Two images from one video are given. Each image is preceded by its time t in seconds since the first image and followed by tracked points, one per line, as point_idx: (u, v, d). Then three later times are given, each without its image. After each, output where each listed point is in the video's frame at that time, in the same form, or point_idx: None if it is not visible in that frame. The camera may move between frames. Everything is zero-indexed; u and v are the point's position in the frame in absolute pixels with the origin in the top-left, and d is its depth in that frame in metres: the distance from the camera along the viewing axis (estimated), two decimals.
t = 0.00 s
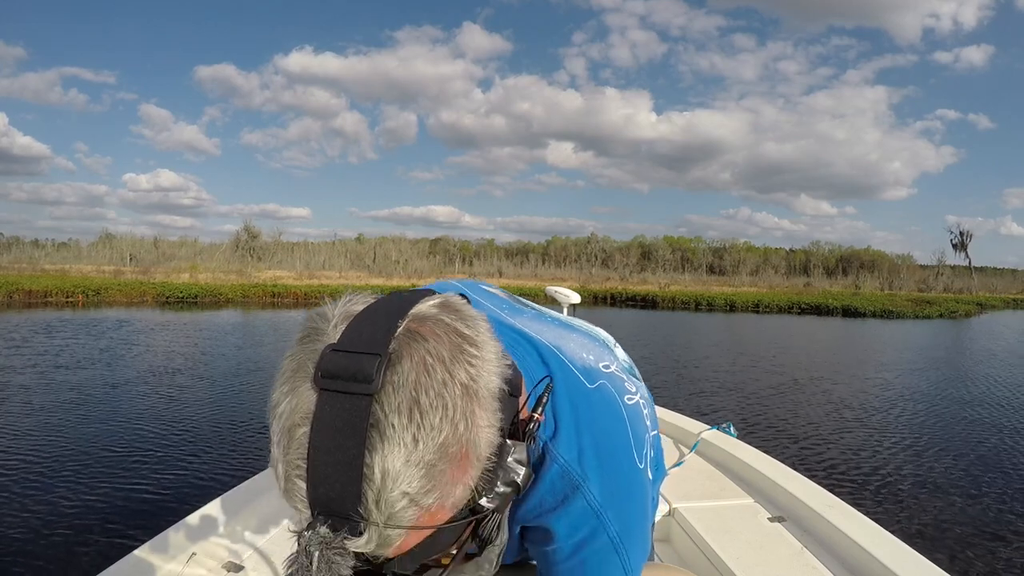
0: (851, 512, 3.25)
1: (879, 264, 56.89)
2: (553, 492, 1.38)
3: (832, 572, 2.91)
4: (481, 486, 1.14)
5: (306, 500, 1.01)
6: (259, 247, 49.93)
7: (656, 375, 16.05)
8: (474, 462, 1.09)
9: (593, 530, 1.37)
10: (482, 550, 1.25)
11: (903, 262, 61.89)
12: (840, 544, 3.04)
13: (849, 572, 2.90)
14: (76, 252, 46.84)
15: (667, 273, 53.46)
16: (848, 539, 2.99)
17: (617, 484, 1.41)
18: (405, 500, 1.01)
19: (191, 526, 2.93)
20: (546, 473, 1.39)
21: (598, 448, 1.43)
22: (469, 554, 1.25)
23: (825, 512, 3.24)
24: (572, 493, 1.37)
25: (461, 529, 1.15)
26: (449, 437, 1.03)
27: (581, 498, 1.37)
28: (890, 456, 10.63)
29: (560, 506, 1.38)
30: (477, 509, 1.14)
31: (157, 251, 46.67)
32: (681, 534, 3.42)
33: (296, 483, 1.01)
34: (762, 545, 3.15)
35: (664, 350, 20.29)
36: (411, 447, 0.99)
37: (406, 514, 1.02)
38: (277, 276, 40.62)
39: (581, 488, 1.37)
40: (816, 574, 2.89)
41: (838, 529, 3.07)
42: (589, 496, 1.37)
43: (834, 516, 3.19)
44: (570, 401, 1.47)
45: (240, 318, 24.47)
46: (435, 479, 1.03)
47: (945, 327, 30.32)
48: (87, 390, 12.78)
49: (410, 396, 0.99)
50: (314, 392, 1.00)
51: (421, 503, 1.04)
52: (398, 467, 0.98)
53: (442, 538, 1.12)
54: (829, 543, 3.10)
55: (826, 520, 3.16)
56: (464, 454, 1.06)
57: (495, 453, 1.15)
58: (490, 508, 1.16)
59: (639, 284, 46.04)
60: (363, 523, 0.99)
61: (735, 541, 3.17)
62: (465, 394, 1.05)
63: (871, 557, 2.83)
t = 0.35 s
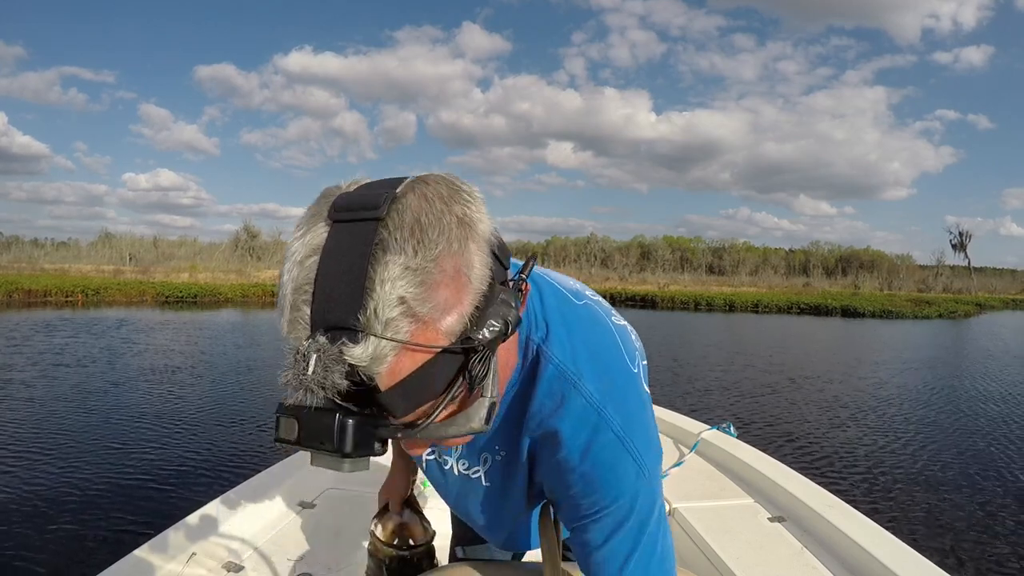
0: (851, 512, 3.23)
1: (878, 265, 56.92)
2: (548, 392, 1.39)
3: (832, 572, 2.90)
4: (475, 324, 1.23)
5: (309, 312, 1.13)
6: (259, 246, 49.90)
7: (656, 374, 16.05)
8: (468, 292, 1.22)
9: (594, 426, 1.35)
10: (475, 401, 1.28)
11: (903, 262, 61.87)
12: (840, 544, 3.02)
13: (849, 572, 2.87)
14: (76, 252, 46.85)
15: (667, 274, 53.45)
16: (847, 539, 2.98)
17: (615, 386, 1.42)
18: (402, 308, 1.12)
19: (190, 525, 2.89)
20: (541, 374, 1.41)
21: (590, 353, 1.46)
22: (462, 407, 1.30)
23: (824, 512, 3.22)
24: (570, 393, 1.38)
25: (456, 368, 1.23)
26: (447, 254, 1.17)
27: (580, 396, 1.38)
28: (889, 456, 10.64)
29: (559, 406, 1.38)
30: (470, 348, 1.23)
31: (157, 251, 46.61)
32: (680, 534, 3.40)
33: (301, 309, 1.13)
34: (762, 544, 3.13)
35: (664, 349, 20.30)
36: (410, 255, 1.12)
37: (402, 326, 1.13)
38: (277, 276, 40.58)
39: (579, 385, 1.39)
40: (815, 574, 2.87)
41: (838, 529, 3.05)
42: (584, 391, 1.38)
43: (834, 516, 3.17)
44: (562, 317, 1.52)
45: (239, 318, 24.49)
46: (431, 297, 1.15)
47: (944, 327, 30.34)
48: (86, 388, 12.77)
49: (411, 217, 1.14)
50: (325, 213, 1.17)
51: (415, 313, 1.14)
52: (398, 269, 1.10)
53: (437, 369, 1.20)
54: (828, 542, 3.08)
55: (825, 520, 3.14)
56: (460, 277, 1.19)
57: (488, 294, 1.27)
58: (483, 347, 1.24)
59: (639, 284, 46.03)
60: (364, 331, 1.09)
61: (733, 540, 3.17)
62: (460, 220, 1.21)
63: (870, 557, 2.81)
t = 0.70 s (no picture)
0: (851, 512, 3.25)
1: (878, 265, 56.92)
2: (555, 298, 1.50)
3: (831, 572, 2.91)
4: (490, 186, 1.33)
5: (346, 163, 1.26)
6: (258, 246, 49.89)
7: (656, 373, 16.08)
8: (484, 159, 1.33)
9: (601, 324, 1.42)
10: (490, 257, 1.37)
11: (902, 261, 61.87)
12: (840, 544, 3.03)
13: (849, 571, 2.88)
14: (75, 251, 46.83)
15: (666, 273, 53.43)
16: (848, 539, 2.99)
17: (617, 296, 1.51)
18: (427, 154, 1.24)
19: (189, 525, 2.90)
20: (546, 282, 1.53)
21: (591, 269, 1.57)
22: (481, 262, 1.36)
23: (824, 512, 3.24)
24: (573, 295, 1.49)
25: (473, 221, 1.30)
26: (465, 125, 1.32)
27: (582, 298, 1.47)
28: (888, 455, 10.66)
29: (565, 310, 1.48)
30: (487, 204, 1.30)
31: (156, 250, 46.56)
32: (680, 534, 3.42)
33: (337, 169, 1.27)
34: (763, 544, 3.15)
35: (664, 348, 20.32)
36: (433, 118, 1.27)
37: (426, 171, 1.24)
38: (276, 276, 40.56)
39: (581, 290, 1.49)
40: (814, 574, 2.90)
41: (838, 529, 3.07)
42: (588, 295, 1.48)
43: (834, 516, 3.19)
44: (562, 243, 1.64)
45: (239, 317, 24.48)
46: (453, 151, 1.27)
47: (943, 327, 30.35)
48: (85, 386, 12.78)
49: (436, 93, 1.31)
50: (358, 101, 1.36)
51: (438, 163, 1.25)
52: (423, 123, 1.26)
53: (458, 215, 1.27)
54: (829, 542, 3.09)
55: (825, 520, 3.16)
56: (475, 143, 1.32)
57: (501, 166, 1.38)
58: (497, 204, 1.32)
59: (638, 284, 46.02)
60: (395, 170, 1.21)
61: (734, 540, 3.19)
62: (476, 105, 1.36)
63: (870, 557, 2.83)
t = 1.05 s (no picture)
0: (851, 512, 3.25)
1: (878, 265, 56.90)
2: (540, 234, 1.60)
3: (831, 572, 2.92)
4: (470, 147, 1.41)
5: (340, 133, 1.34)
6: (257, 246, 49.88)
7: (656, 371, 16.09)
8: (464, 123, 1.40)
9: (587, 251, 1.53)
10: (472, 209, 1.44)
11: (902, 261, 61.83)
12: (840, 544, 3.04)
13: (850, 571, 2.89)
14: (75, 251, 46.81)
15: (665, 273, 53.41)
16: (848, 540, 2.99)
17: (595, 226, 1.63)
18: (412, 122, 1.32)
19: (189, 526, 2.90)
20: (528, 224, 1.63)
21: (569, 209, 1.69)
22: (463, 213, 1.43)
23: (824, 512, 3.24)
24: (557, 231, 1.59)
25: (455, 179, 1.37)
26: (446, 93, 1.40)
27: (566, 232, 1.58)
28: (887, 455, 10.68)
29: (552, 245, 1.57)
30: (468, 164, 1.38)
31: (155, 250, 46.52)
32: (680, 535, 3.42)
33: (334, 139, 1.34)
34: (763, 544, 3.15)
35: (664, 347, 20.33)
36: (419, 84, 1.35)
37: (411, 136, 1.32)
38: (276, 276, 40.53)
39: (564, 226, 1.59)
40: (814, 574, 2.90)
41: (838, 529, 3.07)
42: (570, 230, 1.58)
43: (834, 516, 3.19)
44: (538, 191, 1.75)
45: (238, 317, 24.48)
46: (436, 117, 1.35)
47: (943, 327, 30.34)
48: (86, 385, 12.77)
49: (418, 65, 1.39)
50: (350, 75, 1.44)
51: (422, 129, 1.33)
52: (408, 94, 1.34)
53: (441, 173, 1.34)
54: (829, 542, 3.10)
55: (826, 520, 3.17)
56: (456, 108, 1.39)
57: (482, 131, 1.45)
58: (476, 163, 1.39)
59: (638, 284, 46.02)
60: (384, 137, 1.29)
61: (733, 540, 3.19)
62: (457, 73, 1.44)
63: (870, 557, 2.83)
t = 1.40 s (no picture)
0: (851, 512, 3.26)
1: (877, 266, 56.92)
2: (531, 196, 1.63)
3: (831, 572, 2.92)
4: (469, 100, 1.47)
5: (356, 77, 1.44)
6: (257, 246, 49.88)
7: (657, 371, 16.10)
8: (464, 77, 1.47)
9: (584, 216, 1.58)
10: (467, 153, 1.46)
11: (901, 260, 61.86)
12: (840, 545, 3.04)
13: (849, 572, 2.89)
14: (74, 250, 46.79)
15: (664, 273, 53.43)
16: (848, 540, 3.00)
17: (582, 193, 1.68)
18: (417, 67, 1.41)
19: (188, 526, 2.91)
20: (519, 187, 1.65)
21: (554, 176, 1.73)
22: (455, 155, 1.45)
23: (824, 512, 3.25)
24: (552, 196, 1.62)
25: (452, 119, 1.42)
26: (447, 54, 1.47)
27: (562, 198, 1.61)
28: (885, 455, 10.70)
29: (549, 209, 1.60)
30: (466, 109, 1.43)
31: (155, 250, 46.50)
32: (680, 535, 3.42)
33: (350, 84, 1.44)
34: (763, 545, 3.15)
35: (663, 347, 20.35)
36: (427, 41, 1.45)
37: (415, 79, 1.41)
38: (275, 275, 40.52)
39: (558, 193, 1.63)
40: (814, 574, 2.91)
41: (838, 529, 3.08)
42: (564, 196, 1.62)
43: (835, 516, 3.20)
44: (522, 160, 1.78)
45: (238, 317, 24.48)
46: (438, 69, 1.43)
47: (943, 327, 30.35)
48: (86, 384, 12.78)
49: (426, 28, 1.48)
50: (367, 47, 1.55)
51: (427, 78, 1.42)
52: (416, 46, 1.43)
53: (439, 113, 1.41)
54: (829, 543, 3.10)
55: (825, 520, 3.17)
56: (458, 63, 1.47)
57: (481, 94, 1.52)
58: (472, 110, 1.45)
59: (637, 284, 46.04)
60: (393, 82, 1.39)
61: (734, 540, 3.19)
62: (459, 40, 1.52)
63: (870, 557, 2.83)
